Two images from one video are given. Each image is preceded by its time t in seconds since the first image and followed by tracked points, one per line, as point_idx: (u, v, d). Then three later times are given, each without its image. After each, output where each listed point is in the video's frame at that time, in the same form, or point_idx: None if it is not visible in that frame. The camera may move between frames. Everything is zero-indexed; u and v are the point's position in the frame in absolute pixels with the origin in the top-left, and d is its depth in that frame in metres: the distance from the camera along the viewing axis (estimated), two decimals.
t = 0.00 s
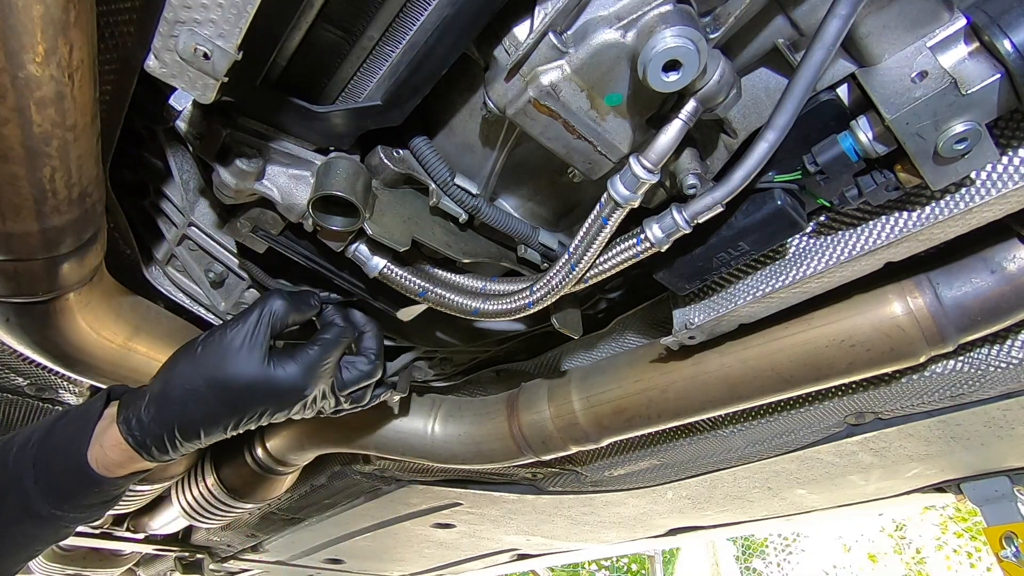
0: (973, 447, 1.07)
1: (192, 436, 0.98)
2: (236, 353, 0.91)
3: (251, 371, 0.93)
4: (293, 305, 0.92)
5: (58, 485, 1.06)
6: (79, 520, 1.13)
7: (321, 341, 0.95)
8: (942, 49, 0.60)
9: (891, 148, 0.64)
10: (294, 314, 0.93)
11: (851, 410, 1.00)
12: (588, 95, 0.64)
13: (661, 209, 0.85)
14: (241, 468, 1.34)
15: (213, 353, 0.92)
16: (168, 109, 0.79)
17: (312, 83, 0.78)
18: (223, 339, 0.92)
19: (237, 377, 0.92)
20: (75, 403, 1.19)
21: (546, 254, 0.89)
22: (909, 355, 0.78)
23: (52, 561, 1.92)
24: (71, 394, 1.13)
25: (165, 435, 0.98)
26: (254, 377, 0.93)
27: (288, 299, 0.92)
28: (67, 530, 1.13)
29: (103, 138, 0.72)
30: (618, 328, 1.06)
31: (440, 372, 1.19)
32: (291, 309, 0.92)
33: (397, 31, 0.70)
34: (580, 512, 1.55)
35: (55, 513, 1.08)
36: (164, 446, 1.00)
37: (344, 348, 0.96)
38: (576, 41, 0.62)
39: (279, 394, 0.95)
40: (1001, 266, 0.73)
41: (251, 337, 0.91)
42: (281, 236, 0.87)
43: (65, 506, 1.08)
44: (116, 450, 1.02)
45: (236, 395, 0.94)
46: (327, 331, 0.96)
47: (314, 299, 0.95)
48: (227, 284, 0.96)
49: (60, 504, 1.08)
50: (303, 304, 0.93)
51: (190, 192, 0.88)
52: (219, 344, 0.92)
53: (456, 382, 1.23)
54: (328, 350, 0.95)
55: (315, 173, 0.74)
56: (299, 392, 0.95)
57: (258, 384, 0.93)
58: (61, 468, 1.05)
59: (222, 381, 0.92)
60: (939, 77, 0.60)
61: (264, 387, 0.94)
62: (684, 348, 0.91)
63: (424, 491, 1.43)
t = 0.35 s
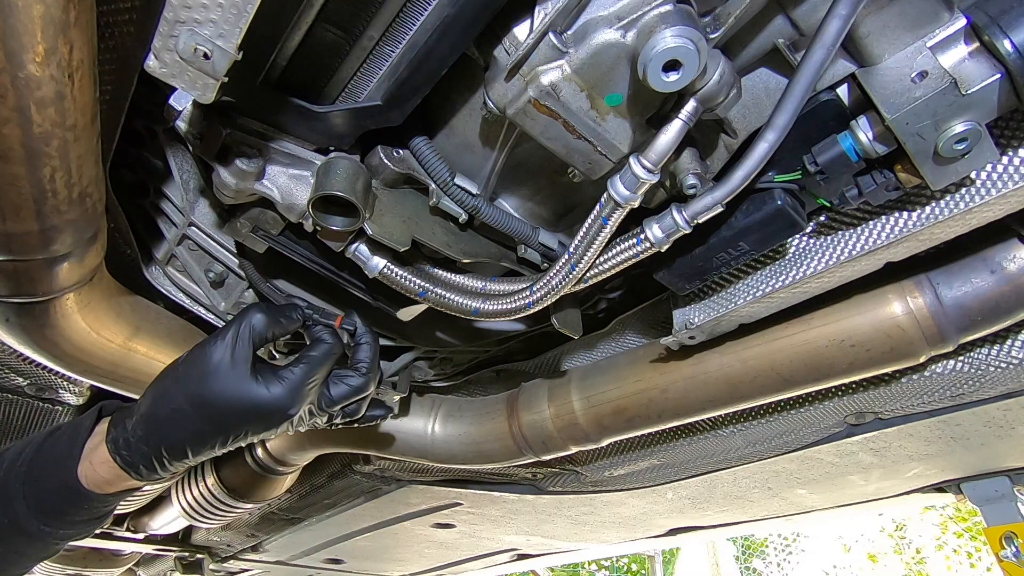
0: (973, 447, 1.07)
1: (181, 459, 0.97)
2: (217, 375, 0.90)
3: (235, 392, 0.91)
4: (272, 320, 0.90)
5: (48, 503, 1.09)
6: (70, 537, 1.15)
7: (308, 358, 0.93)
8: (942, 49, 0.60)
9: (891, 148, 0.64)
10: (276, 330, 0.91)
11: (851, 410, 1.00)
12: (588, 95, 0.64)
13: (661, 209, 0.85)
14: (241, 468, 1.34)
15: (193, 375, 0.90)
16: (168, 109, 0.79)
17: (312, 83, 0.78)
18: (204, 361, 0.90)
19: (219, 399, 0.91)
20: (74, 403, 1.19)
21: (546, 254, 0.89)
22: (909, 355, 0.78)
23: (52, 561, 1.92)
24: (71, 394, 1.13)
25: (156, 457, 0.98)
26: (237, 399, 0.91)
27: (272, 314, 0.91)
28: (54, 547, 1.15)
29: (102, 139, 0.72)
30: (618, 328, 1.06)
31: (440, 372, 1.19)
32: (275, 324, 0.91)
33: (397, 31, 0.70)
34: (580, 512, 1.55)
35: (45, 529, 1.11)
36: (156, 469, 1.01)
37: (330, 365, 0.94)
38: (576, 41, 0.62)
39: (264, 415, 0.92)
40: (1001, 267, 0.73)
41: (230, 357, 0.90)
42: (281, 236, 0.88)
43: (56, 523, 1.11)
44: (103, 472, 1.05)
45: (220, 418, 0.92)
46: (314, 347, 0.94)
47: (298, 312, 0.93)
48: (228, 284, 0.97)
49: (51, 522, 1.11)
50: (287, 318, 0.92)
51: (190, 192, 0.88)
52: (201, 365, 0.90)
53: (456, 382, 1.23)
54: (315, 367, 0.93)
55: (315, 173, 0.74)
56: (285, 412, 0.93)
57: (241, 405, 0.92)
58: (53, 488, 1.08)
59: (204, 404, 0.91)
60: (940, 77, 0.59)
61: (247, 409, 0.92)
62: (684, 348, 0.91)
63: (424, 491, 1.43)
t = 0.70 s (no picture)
0: (973, 447, 1.07)
1: (102, 477, 0.91)
2: (94, 395, 0.78)
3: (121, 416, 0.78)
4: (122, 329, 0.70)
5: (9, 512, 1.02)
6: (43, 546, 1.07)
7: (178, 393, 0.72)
8: (941, 49, 0.60)
9: (891, 148, 0.64)
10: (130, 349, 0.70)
11: (851, 410, 1.00)
12: (588, 95, 0.64)
13: (661, 209, 0.85)
14: (242, 468, 1.34)
15: (77, 395, 0.79)
16: (169, 110, 0.79)
17: (312, 83, 0.78)
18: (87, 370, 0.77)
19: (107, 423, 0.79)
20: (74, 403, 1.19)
21: (546, 254, 0.89)
22: (909, 355, 0.78)
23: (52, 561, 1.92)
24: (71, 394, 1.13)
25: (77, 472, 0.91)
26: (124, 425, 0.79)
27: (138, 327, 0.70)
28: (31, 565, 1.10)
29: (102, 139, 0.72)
30: (619, 328, 1.06)
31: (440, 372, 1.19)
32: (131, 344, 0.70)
33: (397, 31, 0.70)
34: (580, 512, 1.55)
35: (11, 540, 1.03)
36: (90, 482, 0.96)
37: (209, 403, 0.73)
38: (576, 41, 0.62)
39: (148, 448, 0.79)
40: (1001, 267, 0.73)
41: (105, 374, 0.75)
42: (281, 236, 0.88)
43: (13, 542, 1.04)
44: (44, 480, 0.99)
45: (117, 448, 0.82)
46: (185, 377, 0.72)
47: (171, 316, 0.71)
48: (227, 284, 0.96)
49: (15, 532, 1.03)
50: (150, 330, 0.70)
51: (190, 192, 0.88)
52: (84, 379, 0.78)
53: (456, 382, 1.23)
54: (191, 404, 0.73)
55: (315, 173, 0.74)
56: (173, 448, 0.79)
57: (127, 433, 0.79)
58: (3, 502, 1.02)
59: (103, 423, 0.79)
60: (940, 77, 0.59)
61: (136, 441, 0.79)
62: (684, 348, 0.91)
63: (424, 491, 1.43)
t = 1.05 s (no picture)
0: (973, 447, 1.07)
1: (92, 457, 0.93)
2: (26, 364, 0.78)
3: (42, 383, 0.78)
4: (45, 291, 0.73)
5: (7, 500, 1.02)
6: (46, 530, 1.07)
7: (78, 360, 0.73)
8: (942, 49, 0.60)
9: (891, 148, 0.64)
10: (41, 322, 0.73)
11: (851, 410, 1.00)
12: (588, 95, 0.64)
13: (661, 209, 0.85)
14: (242, 468, 1.34)
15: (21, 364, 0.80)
16: (168, 110, 0.79)
17: (313, 83, 0.78)
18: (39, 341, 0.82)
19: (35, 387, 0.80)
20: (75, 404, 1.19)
21: (546, 254, 0.89)
22: (909, 355, 0.78)
23: (52, 561, 1.92)
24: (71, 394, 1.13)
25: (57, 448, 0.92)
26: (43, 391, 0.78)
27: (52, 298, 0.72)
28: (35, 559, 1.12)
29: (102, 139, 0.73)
30: (618, 328, 1.06)
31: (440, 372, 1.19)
32: (43, 315, 0.72)
33: (397, 31, 0.70)
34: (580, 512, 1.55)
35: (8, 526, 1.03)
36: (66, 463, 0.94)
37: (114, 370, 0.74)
38: (575, 41, 0.62)
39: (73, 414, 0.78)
40: (1001, 267, 0.73)
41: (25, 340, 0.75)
42: (281, 236, 0.88)
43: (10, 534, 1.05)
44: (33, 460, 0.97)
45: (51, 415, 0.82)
46: (83, 338, 0.73)
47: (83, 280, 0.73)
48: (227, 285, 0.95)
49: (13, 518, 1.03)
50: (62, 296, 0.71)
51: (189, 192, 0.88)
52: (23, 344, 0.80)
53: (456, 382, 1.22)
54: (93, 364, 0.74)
55: (315, 173, 0.74)
56: (89, 416, 0.77)
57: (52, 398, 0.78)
58: None
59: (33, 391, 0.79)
60: (940, 78, 0.59)
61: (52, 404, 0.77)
62: (684, 348, 0.91)
63: (424, 491, 1.43)
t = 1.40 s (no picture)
0: (973, 447, 1.07)
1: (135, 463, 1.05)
2: (121, 398, 0.92)
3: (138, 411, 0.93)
4: (148, 329, 0.86)
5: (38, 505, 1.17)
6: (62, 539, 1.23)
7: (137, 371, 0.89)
8: (942, 49, 0.60)
9: (891, 148, 0.64)
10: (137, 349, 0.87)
11: (851, 410, 1.00)
12: (588, 95, 0.64)
13: (661, 209, 0.85)
14: (242, 468, 1.34)
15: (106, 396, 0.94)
16: (168, 110, 0.79)
17: (313, 83, 0.78)
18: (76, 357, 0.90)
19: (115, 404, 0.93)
20: (75, 404, 1.19)
21: (546, 254, 0.89)
22: (908, 355, 0.78)
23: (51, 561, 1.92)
24: (71, 394, 1.13)
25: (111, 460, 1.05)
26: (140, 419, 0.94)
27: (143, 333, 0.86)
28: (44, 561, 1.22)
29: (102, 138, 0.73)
30: (618, 328, 1.05)
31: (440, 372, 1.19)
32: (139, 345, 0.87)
33: (397, 31, 0.70)
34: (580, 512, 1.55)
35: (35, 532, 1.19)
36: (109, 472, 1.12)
37: (220, 424, 0.89)
38: (576, 41, 0.62)
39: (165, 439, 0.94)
40: (1001, 267, 0.73)
41: (129, 373, 0.90)
42: (281, 236, 0.88)
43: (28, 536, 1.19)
44: (78, 471, 1.13)
45: (127, 432, 0.96)
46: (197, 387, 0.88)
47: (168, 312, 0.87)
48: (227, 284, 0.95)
49: (40, 525, 1.19)
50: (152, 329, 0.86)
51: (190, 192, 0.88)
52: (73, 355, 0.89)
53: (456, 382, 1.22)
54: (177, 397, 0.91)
55: (315, 173, 0.74)
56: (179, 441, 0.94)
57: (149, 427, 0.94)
58: (25, 494, 1.17)
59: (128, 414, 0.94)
60: (940, 77, 0.59)
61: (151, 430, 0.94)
62: (684, 348, 0.91)
63: (424, 491, 1.43)
